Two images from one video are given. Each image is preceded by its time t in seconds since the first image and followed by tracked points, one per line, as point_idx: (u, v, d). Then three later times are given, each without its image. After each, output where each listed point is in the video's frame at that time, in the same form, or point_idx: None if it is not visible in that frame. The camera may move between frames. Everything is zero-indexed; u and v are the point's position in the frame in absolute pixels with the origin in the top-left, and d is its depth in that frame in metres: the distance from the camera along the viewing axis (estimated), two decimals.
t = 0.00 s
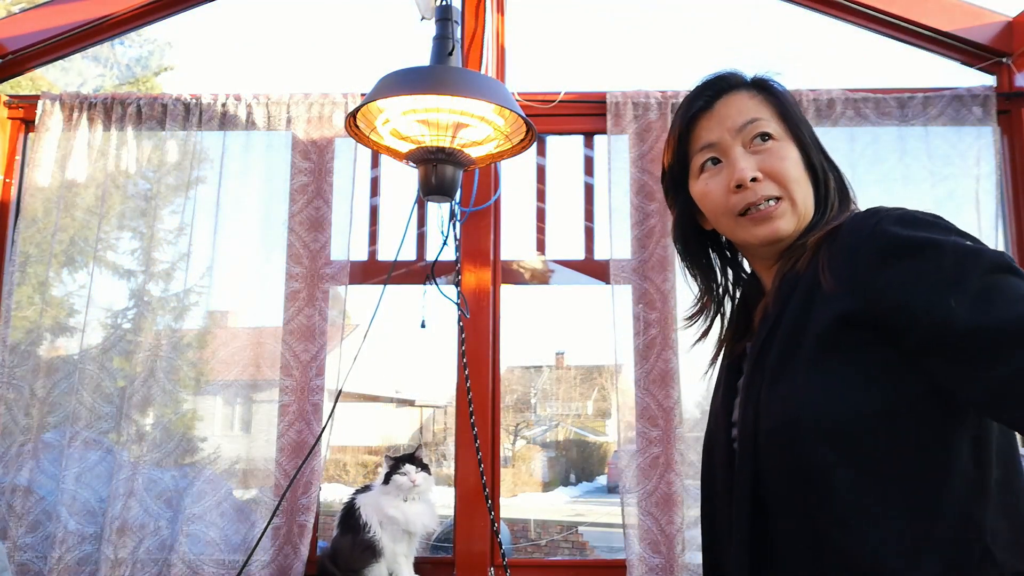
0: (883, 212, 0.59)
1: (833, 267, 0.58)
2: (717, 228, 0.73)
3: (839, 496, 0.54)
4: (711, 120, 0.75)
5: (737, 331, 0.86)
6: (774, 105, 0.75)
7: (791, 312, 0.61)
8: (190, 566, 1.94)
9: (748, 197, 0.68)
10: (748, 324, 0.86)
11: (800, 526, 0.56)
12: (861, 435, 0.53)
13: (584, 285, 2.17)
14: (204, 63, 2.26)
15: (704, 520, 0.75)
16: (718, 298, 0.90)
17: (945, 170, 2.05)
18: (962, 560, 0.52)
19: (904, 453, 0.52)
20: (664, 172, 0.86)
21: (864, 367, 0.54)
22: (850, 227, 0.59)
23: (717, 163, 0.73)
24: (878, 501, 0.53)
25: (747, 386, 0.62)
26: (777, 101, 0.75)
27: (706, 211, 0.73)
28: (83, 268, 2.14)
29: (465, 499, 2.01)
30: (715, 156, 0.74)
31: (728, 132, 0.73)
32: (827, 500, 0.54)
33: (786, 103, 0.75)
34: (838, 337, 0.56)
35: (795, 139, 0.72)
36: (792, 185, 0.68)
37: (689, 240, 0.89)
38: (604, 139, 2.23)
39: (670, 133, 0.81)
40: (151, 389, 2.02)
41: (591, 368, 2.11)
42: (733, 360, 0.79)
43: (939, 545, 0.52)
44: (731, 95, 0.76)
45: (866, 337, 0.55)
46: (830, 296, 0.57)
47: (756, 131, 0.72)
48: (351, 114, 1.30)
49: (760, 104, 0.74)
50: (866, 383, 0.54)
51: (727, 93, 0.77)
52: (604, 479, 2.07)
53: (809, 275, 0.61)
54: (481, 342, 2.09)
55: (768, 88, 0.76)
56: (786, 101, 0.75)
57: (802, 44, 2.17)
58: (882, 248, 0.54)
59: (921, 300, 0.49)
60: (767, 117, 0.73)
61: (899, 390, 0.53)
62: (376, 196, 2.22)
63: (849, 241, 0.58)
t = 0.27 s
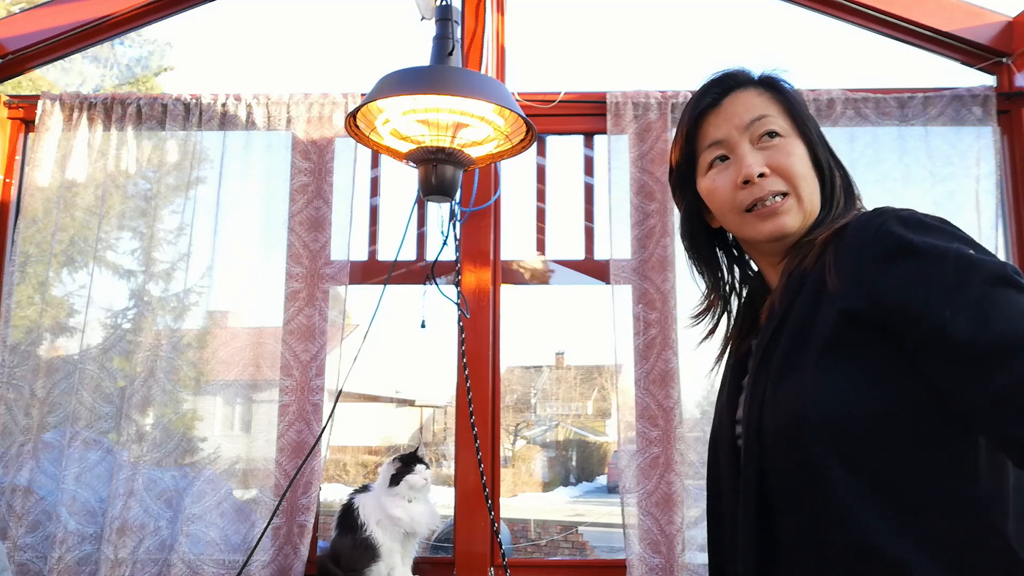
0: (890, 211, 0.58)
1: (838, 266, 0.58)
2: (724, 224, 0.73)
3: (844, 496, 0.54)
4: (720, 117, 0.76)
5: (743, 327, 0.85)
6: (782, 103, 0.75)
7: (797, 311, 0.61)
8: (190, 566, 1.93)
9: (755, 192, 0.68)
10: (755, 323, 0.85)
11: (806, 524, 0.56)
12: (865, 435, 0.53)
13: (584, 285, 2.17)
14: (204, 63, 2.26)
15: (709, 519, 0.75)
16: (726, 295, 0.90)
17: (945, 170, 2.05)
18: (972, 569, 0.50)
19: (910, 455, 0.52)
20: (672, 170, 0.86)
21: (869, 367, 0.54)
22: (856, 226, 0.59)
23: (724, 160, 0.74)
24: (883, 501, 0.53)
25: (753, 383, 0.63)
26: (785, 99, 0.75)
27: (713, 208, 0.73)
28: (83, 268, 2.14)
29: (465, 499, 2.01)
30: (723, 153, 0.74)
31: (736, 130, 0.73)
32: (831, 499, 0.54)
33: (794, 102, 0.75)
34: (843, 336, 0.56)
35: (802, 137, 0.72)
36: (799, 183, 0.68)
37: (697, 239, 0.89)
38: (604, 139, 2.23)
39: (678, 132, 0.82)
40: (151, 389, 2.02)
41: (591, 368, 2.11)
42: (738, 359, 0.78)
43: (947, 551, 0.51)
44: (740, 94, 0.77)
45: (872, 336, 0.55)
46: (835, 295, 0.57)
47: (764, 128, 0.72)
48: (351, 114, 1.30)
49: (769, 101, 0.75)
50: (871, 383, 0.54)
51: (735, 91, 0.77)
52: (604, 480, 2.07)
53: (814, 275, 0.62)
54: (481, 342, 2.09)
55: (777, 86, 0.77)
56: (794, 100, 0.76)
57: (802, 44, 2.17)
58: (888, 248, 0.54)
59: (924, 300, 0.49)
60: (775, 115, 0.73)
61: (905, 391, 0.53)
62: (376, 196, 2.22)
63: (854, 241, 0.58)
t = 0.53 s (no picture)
0: (896, 211, 0.58)
1: (842, 263, 0.58)
2: (726, 218, 0.72)
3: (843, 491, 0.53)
4: (724, 110, 0.75)
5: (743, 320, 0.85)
6: (788, 98, 0.75)
7: (800, 307, 0.61)
8: (190, 566, 1.93)
9: (758, 186, 0.68)
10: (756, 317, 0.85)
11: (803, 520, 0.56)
12: (868, 430, 0.53)
13: (584, 285, 2.17)
14: (204, 63, 2.26)
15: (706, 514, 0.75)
16: (728, 291, 0.90)
17: (945, 170, 2.05)
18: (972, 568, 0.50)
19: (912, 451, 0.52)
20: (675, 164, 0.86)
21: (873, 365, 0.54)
22: (861, 225, 0.59)
23: (728, 154, 0.74)
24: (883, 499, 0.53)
25: (753, 378, 0.62)
26: (790, 95, 0.75)
27: (716, 201, 0.73)
28: (83, 268, 2.14)
29: (465, 500, 2.01)
30: (727, 146, 0.74)
31: (740, 124, 0.73)
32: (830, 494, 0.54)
33: (799, 98, 0.75)
34: (846, 333, 0.56)
35: (807, 132, 0.72)
36: (803, 178, 0.68)
37: (700, 235, 0.89)
38: (604, 139, 2.23)
39: (683, 125, 0.82)
40: (151, 389, 2.02)
41: (591, 368, 2.11)
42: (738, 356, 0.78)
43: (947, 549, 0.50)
44: (746, 87, 0.76)
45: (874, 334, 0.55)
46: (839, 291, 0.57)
47: (769, 122, 0.72)
48: (351, 114, 1.30)
49: (774, 96, 0.74)
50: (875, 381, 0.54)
51: (741, 86, 0.77)
52: (604, 479, 2.07)
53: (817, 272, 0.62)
54: (481, 342, 2.09)
55: (782, 81, 0.77)
56: (799, 95, 0.75)
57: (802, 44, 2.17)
58: (895, 247, 0.54)
59: (930, 299, 0.50)
60: (779, 110, 0.73)
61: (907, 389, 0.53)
62: (376, 196, 2.22)
63: (859, 238, 0.58)
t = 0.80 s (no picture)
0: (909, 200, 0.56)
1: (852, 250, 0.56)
2: (734, 201, 0.72)
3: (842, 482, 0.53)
4: (743, 92, 0.75)
5: (742, 305, 0.86)
6: (807, 86, 0.74)
7: (805, 297, 0.59)
8: (190, 566, 1.93)
9: (770, 169, 0.68)
10: (755, 302, 0.86)
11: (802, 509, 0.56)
12: (872, 427, 0.52)
13: (584, 285, 2.17)
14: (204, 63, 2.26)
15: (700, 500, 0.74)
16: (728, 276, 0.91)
17: (945, 170, 2.05)
18: (968, 569, 0.50)
19: (915, 450, 0.51)
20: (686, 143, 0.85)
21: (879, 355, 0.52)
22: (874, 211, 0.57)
23: (742, 136, 0.73)
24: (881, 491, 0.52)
25: (755, 365, 0.61)
26: (809, 83, 0.75)
27: (725, 182, 0.72)
28: (83, 268, 2.14)
29: (465, 500, 2.01)
30: (742, 128, 0.73)
31: (757, 106, 0.72)
32: (829, 489, 0.54)
33: (818, 87, 0.74)
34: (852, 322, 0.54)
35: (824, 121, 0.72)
36: (816, 166, 0.67)
37: (706, 217, 0.89)
38: (604, 139, 2.23)
39: (699, 103, 0.81)
40: (151, 389, 2.02)
41: (591, 368, 2.11)
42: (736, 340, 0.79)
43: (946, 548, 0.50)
44: (765, 70, 0.75)
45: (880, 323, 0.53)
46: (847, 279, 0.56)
47: (786, 107, 0.71)
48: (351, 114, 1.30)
49: (793, 82, 0.74)
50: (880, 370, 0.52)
51: (761, 68, 0.76)
52: (604, 479, 2.07)
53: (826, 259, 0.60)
54: (482, 342, 2.09)
55: (803, 69, 0.76)
56: (818, 84, 0.75)
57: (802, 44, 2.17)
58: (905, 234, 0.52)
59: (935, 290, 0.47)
60: (798, 96, 0.72)
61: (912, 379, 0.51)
62: (376, 196, 2.22)
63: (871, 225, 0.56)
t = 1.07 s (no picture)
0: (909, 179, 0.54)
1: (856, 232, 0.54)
2: (735, 177, 0.70)
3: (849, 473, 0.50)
4: (756, 68, 0.73)
5: (734, 289, 0.84)
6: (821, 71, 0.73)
7: (805, 279, 0.56)
8: (190, 566, 1.93)
9: (776, 146, 0.65)
10: (746, 290, 0.84)
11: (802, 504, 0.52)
12: (879, 415, 0.49)
13: (584, 285, 2.17)
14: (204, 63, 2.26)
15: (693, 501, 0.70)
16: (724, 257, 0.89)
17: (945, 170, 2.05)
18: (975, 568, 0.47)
19: (922, 441, 0.48)
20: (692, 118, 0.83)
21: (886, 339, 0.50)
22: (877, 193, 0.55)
23: (750, 111, 0.71)
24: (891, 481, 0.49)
25: (751, 351, 0.58)
26: (824, 68, 0.73)
27: (728, 156, 0.70)
28: (83, 268, 2.14)
29: (465, 500, 2.00)
30: (750, 104, 0.71)
31: (771, 84, 0.71)
32: (830, 479, 0.51)
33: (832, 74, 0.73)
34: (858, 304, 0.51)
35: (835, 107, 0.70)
36: (825, 147, 0.65)
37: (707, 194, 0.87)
38: (604, 139, 2.24)
39: (708, 77, 0.79)
40: (151, 389, 2.02)
41: (591, 368, 2.11)
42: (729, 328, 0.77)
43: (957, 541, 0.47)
44: (780, 51, 0.74)
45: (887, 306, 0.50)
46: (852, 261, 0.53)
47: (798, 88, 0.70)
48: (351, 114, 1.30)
49: (808, 63, 0.72)
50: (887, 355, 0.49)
51: (776, 48, 0.75)
52: (604, 479, 2.07)
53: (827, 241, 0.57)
54: (481, 342, 2.08)
55: (819, 54, 0.75)
56: (832, 71, 0.74)
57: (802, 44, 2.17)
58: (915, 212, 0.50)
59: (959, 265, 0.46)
60: (812, 78, 0.71)
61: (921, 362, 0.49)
62: (376, 196, 2.22)
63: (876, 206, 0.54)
